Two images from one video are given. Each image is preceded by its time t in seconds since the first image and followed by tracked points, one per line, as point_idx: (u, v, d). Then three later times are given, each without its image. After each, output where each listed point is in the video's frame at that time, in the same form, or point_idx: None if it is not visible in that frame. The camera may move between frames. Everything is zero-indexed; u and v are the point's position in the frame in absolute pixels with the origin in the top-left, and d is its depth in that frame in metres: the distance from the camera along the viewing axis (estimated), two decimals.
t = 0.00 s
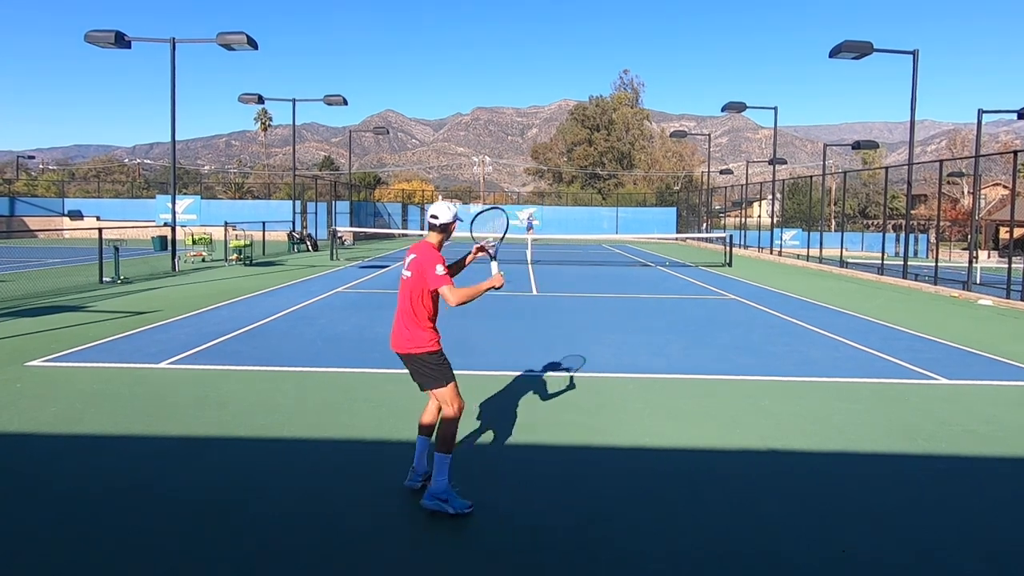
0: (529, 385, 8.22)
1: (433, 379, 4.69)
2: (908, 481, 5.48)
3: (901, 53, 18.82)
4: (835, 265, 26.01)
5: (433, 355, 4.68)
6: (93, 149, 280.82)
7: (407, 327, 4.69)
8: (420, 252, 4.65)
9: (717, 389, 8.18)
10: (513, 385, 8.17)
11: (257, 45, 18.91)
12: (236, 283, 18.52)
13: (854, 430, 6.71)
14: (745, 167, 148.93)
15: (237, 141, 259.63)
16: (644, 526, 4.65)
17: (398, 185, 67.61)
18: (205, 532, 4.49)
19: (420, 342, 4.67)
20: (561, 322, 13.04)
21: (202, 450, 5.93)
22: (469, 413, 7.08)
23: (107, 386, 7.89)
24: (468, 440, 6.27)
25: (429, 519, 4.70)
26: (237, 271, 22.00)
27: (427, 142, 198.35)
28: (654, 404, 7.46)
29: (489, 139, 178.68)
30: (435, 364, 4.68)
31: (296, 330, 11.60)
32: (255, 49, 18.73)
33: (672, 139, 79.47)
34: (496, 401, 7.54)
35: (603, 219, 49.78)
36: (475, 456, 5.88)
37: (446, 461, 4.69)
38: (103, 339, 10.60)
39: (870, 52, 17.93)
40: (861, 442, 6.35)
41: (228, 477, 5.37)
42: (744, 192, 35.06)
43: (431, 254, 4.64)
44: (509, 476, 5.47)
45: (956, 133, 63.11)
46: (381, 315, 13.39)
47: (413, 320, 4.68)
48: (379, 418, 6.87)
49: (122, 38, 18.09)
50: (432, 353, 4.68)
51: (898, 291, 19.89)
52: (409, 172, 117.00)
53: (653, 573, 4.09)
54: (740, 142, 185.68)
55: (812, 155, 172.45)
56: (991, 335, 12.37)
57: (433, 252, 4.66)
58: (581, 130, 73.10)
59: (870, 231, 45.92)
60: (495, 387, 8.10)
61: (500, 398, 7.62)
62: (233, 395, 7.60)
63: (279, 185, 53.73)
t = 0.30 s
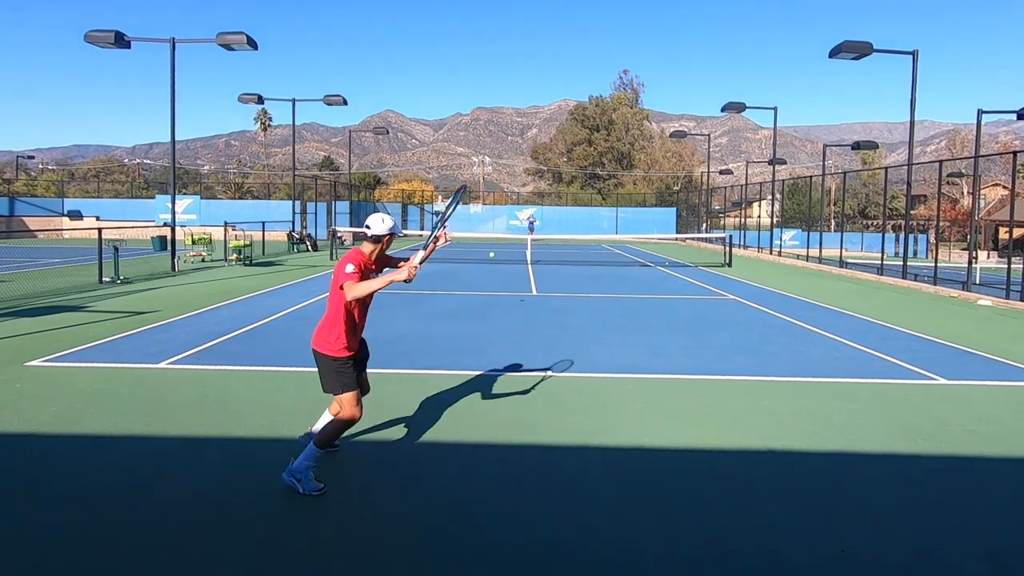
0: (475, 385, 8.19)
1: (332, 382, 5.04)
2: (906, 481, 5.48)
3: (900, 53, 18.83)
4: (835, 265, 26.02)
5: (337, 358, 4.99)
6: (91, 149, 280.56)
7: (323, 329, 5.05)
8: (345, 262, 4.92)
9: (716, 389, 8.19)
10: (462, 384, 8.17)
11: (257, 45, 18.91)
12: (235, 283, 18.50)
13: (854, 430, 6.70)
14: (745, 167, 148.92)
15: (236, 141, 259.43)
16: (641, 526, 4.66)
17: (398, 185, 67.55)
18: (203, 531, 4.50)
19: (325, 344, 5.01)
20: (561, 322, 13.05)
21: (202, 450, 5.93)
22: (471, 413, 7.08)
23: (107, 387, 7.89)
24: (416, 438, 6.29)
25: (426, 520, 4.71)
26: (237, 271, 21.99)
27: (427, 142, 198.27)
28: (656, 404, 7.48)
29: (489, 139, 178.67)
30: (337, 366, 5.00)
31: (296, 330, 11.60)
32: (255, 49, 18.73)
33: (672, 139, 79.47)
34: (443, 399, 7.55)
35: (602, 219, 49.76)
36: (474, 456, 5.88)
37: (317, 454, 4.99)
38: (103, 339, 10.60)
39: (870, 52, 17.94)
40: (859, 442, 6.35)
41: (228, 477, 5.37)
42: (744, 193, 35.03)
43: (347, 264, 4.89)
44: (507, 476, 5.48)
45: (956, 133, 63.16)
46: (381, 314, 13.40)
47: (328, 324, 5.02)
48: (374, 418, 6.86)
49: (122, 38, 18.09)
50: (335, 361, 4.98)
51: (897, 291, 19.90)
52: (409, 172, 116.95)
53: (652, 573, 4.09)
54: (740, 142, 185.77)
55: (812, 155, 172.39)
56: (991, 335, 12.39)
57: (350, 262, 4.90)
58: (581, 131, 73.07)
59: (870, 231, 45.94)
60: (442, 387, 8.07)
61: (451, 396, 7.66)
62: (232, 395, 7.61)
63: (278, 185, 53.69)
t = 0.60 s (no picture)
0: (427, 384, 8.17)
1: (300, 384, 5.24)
2: (906, 481, 5.49)
3: (900, 54, 18.84)
4: (834, 266, 26.04)
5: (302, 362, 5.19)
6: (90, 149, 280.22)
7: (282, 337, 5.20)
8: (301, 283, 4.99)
9: (717, 388, 8.21)
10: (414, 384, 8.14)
11: (258, 45, 18.90)
12: (234, 283, 18.49)
13: (853, 430, 6.72)
14: (745, 167, 149.00)
15: (235, 141, 259.22)
16: (639, 525, 4.68)
17: (398, 185, 67.54)
18: (203, 532, 4.50)
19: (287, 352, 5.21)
20: (560, 322, 13.07)
21: (202, 450, 5.93)
22: (472, 413, 7.08)
23: (107, 387, 7.89)
24: (375, 438, 6.29)
25: (425, 519, 4.72)
26: (237, 271, 21.99)
27: (427, 143, 198.36)
28: (657, 404, 7.50)
29: (489, 139, 178.82)
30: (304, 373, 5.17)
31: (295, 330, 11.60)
32: (255, 49, 18.73)
33: (672, 139, 79.56)
34: (398, 399, 7.52)
35: (602, 219, 49.76)
36: (475, 457, 5.88)
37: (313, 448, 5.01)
38: (103, 339, 10.58)
39: (870, 53, 17.94)
40: (860, 443, 6.37)
41: (228, 477, 5.37)
42: (744, 193, 35.04)
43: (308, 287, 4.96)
44: (506, 476, 5.48)
45: (956, 133, 63.25)
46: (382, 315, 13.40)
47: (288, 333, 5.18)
48: (368, 418, 6.87)
49: (122, 38, 18.10)
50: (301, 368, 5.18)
51: (897, 291, 19.92)
52: (408, 172, 117.03)
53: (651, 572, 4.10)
54: (740, 142, 185.84)
55: (812, 155, 172.46)
56: (990, 335, 12.43)
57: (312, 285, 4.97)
58: (581, 131, 73.07)
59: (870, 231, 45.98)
60: (394, 387, 8.04)
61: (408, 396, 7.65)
62: (233, 395, 7.60)
63: (278, 185, 53.68)
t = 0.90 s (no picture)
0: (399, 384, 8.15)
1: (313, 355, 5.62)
2: (905, 482, 5.49)
3: (900, 55, 18.86)
4: (834, 266, 26.04)
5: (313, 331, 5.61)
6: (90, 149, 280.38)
7: (294, 314, 5.51)
8: (313, 252, 5.52)
9: (716, 389, 8.22)
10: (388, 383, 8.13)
11: (258, 45, 18.91)
12: (234, 283, 18.48)
13: (852, 430, 6.72)
14: (745, 168, 149.07)
15: (235, 141, 259.32)
16: (639, 526, 4.68)
17: (399, 185, 67.49)
18: (202, 532, 4.49)
19: (301, 328, 5.53)
20: (561, 322, 13.08)
21: (201, 450, 5.94)
22: (472, 413, 7.09)
23: (107, 386, 7.90)
24: (340, 438, 6.28)
25: (424, 519, 4.72)
26: (237, 271, 21.98)
27: (427, 143, 198.47)
28: (655, 404, 7.52)
29: (490, 140, 178.77)
30: (312, 342, 5.59)
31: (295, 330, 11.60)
32: (255, 49, 18.73)
33: (672, 140, 79.58)
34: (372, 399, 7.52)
35: (603, 220, 49.76)
36: (474, 457, 5.88)
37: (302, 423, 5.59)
38: (103, 339, 10.59)
39: (870, 53, 17.96)
40: (858, 443, 6.38)
41: (226, 477, 5.37)
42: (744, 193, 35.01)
43: (321, 252, 5.54)
44: (506, 477, 5.48)
45: (957, 134, 63.29)
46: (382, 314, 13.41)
47: (299, 308, 5.54)
48: (366, 417, 6.89)
49: (123, 38, 18.11)
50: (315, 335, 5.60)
51: (897, 292, 19.93)
52: (409, 172, 117.02)
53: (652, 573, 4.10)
54: (741, 142, 185.97)
55: (812, 156, 172.45)
56: (989, 335, 12.46)
57: (322, 249, 5.56)
58: (581, 131, 73.06)
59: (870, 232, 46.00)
60: (367, 386, 8.04)
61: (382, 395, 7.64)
62: (231, 395, 7.61)
63: (278, 185, 53.70)
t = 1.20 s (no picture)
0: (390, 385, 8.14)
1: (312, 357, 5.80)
2: (906, 482, 5.50)
3: (901, 55, 18.88)
4: (834, 266, 26.06)
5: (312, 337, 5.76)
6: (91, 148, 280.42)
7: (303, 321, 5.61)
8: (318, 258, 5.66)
9: (716, 389, 8.22)
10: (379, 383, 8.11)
11: (259, 45, 18.91)
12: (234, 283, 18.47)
13: (852, 431, 6.73)
14: (745, 168, 149.09)
15: (236, 141, 259.12)
16: (640, 526, 4.67)
17: (399, 185, 67.52)
18: (203, 533, 4.49)
19: (307, 335, 5.66)
20: (561, 322, 13.10)
21: (202, 450, 5.94)
22: (475, 413, 7.09)
23: (107, 386, 7.90)
24: (357, 435, 6.37)
25: (426, 518, 4.73)
26: (238, 271, 22.00)
27: (427, 143, 198.59)
28: (656, 404, 7.53)
29: (490, 140, 178.80)
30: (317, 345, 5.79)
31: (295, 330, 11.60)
32: (256, 50, 18.74)
33: (672, 140, 79.61)
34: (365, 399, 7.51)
35: (603, 220, 49.78)
36: (476, 457, 5.89)
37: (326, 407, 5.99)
38: (102, 339, 10.59)
39: (870, 54, 17.96)
40: (857, 443, 6.39)
41: (226, 477, 5.36)
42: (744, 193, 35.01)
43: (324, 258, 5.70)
44: (508, 477, 5.47)
45: (957, 135, 63.34)
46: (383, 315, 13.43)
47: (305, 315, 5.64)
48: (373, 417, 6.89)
49: (123, 38, 18.11)
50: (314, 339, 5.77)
51: (897, 292, 19.94)
52: (409, 172, 117.03)
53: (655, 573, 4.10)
54: (741, 143, 186.01)
55: (812, 156, 172.52)
56: (988, 336, 12.48)
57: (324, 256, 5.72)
58: (581, 132, 73.09)
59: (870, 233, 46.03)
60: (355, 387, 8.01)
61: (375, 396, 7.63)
62: (232, 395, 7.61)
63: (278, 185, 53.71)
